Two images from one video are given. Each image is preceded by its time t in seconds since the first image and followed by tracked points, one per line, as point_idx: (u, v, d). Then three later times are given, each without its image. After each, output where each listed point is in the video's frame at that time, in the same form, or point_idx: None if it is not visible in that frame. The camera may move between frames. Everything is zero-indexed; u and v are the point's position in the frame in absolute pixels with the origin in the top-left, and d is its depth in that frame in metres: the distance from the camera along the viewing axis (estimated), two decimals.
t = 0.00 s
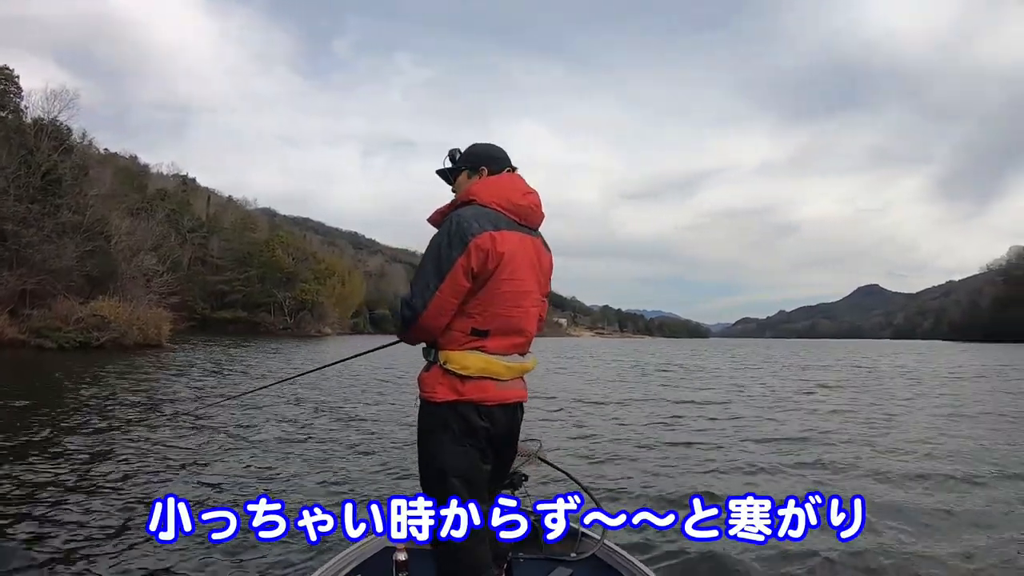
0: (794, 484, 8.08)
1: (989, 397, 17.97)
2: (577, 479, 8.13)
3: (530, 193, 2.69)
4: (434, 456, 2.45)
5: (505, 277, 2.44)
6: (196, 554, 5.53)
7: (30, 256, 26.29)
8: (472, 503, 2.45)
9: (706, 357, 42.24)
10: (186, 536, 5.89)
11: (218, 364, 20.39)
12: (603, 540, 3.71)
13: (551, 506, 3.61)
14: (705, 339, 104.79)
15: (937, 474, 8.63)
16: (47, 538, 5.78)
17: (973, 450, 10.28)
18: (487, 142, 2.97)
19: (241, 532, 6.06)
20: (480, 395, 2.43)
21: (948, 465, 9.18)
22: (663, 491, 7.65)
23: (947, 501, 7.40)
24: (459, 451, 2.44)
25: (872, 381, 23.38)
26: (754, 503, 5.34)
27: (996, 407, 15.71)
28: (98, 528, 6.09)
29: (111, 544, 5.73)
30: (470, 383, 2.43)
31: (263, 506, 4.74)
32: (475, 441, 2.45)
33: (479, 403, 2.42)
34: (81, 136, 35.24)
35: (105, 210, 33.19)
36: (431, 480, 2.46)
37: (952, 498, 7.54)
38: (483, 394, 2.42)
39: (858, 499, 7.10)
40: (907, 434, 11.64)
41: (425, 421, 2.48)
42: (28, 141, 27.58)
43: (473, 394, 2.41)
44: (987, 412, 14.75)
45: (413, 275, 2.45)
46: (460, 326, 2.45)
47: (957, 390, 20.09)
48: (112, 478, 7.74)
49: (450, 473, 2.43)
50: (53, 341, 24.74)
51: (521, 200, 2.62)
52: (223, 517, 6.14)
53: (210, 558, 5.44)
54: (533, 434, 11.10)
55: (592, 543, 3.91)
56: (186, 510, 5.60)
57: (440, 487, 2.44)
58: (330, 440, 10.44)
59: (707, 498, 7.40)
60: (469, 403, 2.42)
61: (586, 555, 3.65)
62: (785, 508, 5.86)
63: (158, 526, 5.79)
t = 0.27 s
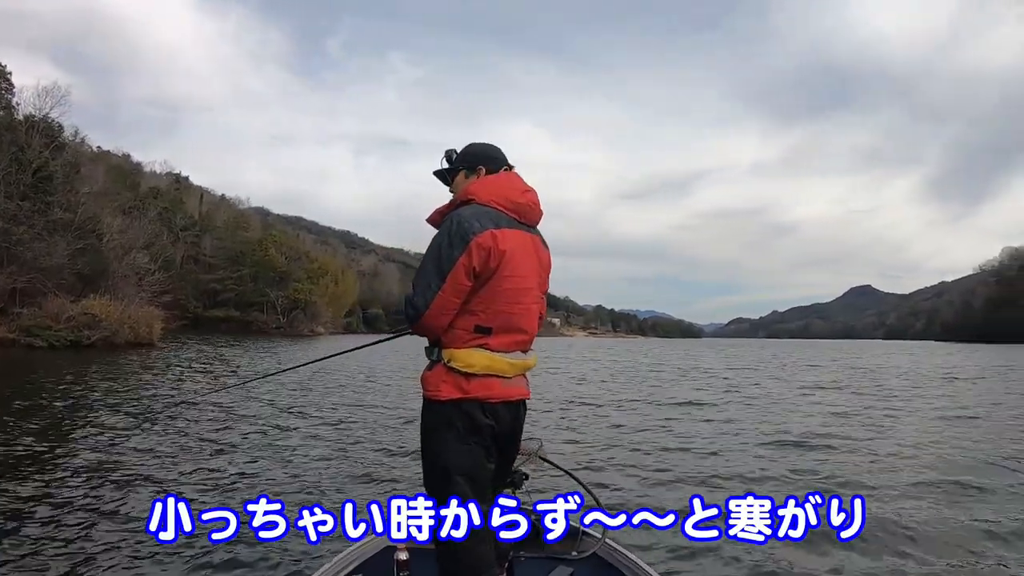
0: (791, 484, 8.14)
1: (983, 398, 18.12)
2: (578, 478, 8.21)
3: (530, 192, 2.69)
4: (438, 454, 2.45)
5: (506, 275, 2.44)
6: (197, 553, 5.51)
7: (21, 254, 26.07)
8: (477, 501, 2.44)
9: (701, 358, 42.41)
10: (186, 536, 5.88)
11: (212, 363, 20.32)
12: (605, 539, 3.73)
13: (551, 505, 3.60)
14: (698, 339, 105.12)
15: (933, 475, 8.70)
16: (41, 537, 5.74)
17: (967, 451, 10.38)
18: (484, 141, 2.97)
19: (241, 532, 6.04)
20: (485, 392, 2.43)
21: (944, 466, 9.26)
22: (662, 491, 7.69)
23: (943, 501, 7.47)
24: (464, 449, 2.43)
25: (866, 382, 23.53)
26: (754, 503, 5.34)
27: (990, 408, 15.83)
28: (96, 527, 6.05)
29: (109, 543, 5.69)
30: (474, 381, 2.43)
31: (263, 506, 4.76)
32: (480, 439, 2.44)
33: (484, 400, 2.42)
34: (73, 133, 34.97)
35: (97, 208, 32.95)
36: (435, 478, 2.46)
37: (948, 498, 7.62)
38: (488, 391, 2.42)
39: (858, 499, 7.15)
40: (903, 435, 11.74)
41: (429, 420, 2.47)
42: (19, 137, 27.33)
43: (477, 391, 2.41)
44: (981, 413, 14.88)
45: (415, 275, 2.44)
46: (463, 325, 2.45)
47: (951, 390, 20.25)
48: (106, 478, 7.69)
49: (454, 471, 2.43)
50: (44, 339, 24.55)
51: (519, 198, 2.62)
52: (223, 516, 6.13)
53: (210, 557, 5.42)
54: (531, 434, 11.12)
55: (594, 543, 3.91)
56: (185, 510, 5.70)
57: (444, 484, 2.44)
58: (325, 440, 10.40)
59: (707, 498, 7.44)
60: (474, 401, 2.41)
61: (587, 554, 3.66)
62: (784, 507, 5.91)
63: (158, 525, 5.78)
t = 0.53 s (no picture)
0: (790, 484, 8.17)
1: (975, 399, 18.28)
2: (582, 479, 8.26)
3: (530, 192, 2.69)
4: (441, 453, 2.44)
5: (508, 275, 2.45)
6: (197, 552, 5.50)
7: (10, 251, 25.80)
8: (478, 501, 2.45)
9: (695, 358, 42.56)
10: (187, 537, 5.82)
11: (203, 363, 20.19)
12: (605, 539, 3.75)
13: (551, 506, 3.63)
14: (690, 340, 105.46)
15: (929, 475, 8.77)
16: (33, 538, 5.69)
17: (962, 451, 10.46)
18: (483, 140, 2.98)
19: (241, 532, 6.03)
20: (487, 392, 2.43)
21: (939, 466, 9.33)
22: (662, 491, 7.71)
23: (940, 500, 7.54)
24: (467, 449, 2.43)
25: (860, 382, 23.69)
26: (754, 503, 5.41)
27: (984, 409, 15.96)
28: (90, 527, 6.01)
29: (104, 544, 5.64)
30: (477, 381, 2.42)
31: (263, 506, 4.85)
32: (482, 439, 2.44)
33: (486, 400, 2.42)
34: (64, 130, 34.63)
35: (87, 205, 32.65)
36: (437, 478, 2.45)
37: (944, 498, 7.69)
38: (490, 391, 2.42)
39: (857, 499, 7.20)
40: (898, 435, 11.84)
41: (431, 420, 2.47)
42: (9, 133, 27.04)
43: (479, 391, 2.42)
44: (976, 414, 14.99)
45: (418, 276, 2.44)
46: (465, 325, 2.45)
47: (944, 391, 20.41)
48: (97, 478, 7.63)
49: (456, 471, 2.43)
50: (32, 338, 24.32)
51: (520, 198, 2.62)
52: (223, 517, 6.13)
53: (212, 558, 5.41)
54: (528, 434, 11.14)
55: (595, 542, 3.93)
56: (186, 510, 5.61)
57: (447, 484, 2.43)
58: (317, 440, 10.36)
59: (707, 498, 7.48)
60: (476, 401, 2.41)
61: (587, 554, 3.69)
62: (785, 508, 5.94)
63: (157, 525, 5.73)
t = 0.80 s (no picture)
0: (787, 484, 8.20)
1: (967, 398, 18.45)
2: (577, 479, 8.20)
3: (526, 192, 2.68)
4: (439, 454, 2.44)
5: (506, 276, 2.44)
6: (196, 553, 5.48)
7: None
8: (476, 501, 2.45)
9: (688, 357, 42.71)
10: (187, 536, 5.90)
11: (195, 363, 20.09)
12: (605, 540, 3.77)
13: (551, 506, 3.66)
14: (681, 339, 105.82)
15: (925, 475, 8.84)
16: (22, 540, 5.64)
17: (957, 451, 10.53)
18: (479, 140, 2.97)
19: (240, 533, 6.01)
20: (485, 392, 2.43)
21: (934, 465, 9.41)
22: (660, 490, 7.74)
23: (936, 500, 7.60)
24: (466, 450, 2.43)
25: (853, 382, 23.84)
26: (754, 503, 5.43)
27: (976, 408, 16.09)
28: (83, 529, 5.96)
29: (96, 546, 5.59)
30: (475, 381, 2.42)
31: (263, 506, 4.93)
32: (480, 440, 2.44)
33: (485, 400, 2.41)
34: (53, 127, 34.28)
35: (76, 203, 32.32)
36: (436, 478, 2.45)
37: (939, 498, 7.74)
38: (488, 391, 2.42)
39: (858, 499, 7.24)
40: (892, 435, 11.92)
41: (429, 420, 2.47)
42: None
43: (478, 392, 2.41)
44: (971, 414, 15.09)
45: (415, 277, 2.43)
46: (464, 325, 2.44)
47: (938, 391, 20.56)
48: (86, 479, 7.57)
49: (455, 472, 2.42)
50: (21, 337, 24.09)
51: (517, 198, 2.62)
52: (223, 516, 6.13)
53: (210, 558, 5.39)
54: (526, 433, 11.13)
55: (594, 543, 3.95)
56: (186, 509, 5.74)
57: (445, 484, 2.43)
58: (309, 440, 10.33)
59: (707, 498, 7.51)
60: (475, 401, 2.41)
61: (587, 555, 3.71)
62: (785, 509, 5.98)
63: (158, 525, 5.80)
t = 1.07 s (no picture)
0: (784, 484, 8.24)
1: (959, 398, 18.60)
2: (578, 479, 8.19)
3: (525, 192, 2.69)
4: (440, 454, 2.45)
5: (505, 276, 2.46)
6: (195, 554, 5.47)
7: None
8: (477, 501, 2.45)
9: (682, 357, 42.84)
10: (187, 536, 5.91)
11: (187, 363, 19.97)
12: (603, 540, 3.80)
13: (551, 506, 3.68)
14: (673, 339, 106.20)
15: (921, 474, 8.92)
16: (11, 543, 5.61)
17: (952, 451, 10.61)
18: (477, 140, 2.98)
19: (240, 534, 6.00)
20: (485, 392, 2.43)
21: (929, 465, 9.49)
22: (658, 490, 7.79)
23: (932, 499, 7.65)
24: (467, 449, 2.44)
25: (846, 382, 24.00)
26: (754, 504, 5.62)
27: (971, 408, 16.20)
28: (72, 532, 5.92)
29: (91, 550, 5.55)
30: (475, 381, 2.43)
31: (264, 507, 4.90)
32: (482, 440, 2.45)
33: (484, 400, 2.42)
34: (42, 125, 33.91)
35: (66, 202, 32.01)
36: (436, 478, 2.46)
37: (935, 498, 7.82)
38: (488, 392, 2.43)
39: (857, 499, 7.29)
40: (886, 435, 12.03)
41: (428, 420, 2.48)
42: None
43: (478, 391, 2.42)
44: (965, 413, 15.21)
45: (416, 278, 2.43)
46: (464, 326, 2.45)
47: (931, 390, 20.70)
48: (76, 480, 7.53)
49: (456, 471, 2.43)
50: (9, 337, 23.86)
51: (515, 199, 2.63)
52: (224, 517, 6.14)
53: (208, 560, 5.37)
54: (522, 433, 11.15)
55: (593, 544, 3.98)
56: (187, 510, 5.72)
57: (446, 484, 2.44)
58: (300, 442, 10.29)
59: (706, 497, 7.54)
60: (475, 401, 2.42)
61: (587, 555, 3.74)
62: (784, 509, 6.15)
63: (157, 525, 5.79)
